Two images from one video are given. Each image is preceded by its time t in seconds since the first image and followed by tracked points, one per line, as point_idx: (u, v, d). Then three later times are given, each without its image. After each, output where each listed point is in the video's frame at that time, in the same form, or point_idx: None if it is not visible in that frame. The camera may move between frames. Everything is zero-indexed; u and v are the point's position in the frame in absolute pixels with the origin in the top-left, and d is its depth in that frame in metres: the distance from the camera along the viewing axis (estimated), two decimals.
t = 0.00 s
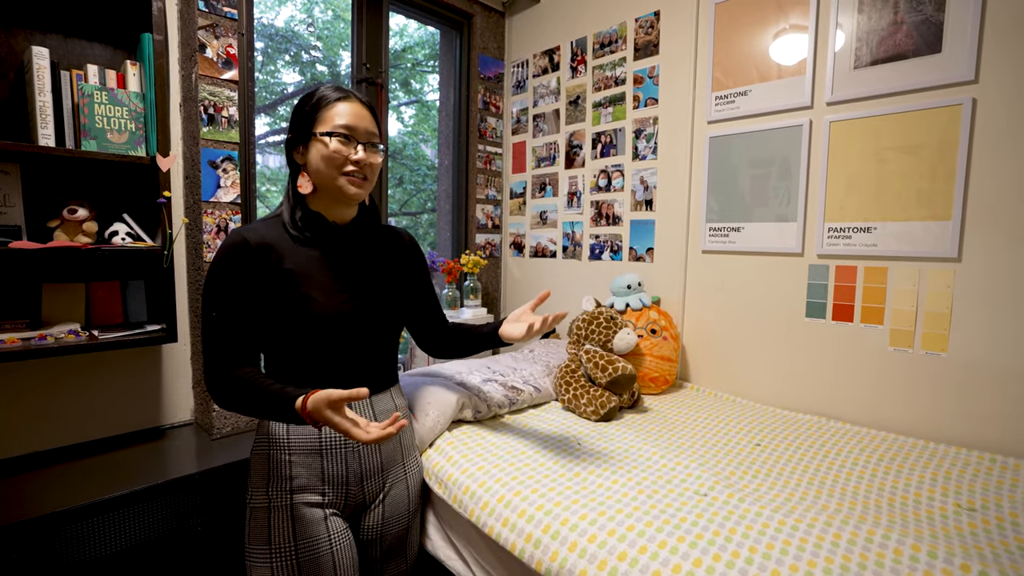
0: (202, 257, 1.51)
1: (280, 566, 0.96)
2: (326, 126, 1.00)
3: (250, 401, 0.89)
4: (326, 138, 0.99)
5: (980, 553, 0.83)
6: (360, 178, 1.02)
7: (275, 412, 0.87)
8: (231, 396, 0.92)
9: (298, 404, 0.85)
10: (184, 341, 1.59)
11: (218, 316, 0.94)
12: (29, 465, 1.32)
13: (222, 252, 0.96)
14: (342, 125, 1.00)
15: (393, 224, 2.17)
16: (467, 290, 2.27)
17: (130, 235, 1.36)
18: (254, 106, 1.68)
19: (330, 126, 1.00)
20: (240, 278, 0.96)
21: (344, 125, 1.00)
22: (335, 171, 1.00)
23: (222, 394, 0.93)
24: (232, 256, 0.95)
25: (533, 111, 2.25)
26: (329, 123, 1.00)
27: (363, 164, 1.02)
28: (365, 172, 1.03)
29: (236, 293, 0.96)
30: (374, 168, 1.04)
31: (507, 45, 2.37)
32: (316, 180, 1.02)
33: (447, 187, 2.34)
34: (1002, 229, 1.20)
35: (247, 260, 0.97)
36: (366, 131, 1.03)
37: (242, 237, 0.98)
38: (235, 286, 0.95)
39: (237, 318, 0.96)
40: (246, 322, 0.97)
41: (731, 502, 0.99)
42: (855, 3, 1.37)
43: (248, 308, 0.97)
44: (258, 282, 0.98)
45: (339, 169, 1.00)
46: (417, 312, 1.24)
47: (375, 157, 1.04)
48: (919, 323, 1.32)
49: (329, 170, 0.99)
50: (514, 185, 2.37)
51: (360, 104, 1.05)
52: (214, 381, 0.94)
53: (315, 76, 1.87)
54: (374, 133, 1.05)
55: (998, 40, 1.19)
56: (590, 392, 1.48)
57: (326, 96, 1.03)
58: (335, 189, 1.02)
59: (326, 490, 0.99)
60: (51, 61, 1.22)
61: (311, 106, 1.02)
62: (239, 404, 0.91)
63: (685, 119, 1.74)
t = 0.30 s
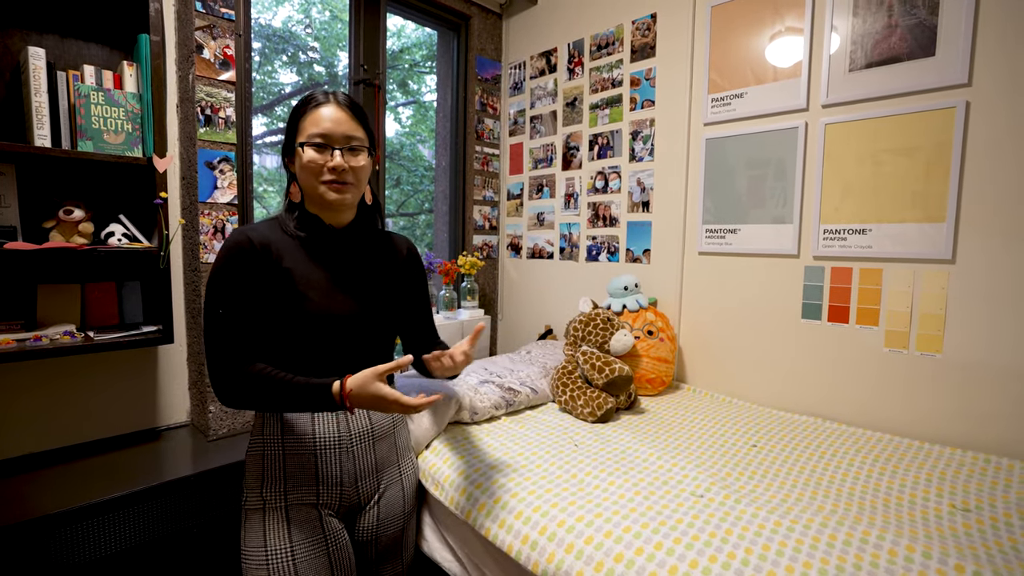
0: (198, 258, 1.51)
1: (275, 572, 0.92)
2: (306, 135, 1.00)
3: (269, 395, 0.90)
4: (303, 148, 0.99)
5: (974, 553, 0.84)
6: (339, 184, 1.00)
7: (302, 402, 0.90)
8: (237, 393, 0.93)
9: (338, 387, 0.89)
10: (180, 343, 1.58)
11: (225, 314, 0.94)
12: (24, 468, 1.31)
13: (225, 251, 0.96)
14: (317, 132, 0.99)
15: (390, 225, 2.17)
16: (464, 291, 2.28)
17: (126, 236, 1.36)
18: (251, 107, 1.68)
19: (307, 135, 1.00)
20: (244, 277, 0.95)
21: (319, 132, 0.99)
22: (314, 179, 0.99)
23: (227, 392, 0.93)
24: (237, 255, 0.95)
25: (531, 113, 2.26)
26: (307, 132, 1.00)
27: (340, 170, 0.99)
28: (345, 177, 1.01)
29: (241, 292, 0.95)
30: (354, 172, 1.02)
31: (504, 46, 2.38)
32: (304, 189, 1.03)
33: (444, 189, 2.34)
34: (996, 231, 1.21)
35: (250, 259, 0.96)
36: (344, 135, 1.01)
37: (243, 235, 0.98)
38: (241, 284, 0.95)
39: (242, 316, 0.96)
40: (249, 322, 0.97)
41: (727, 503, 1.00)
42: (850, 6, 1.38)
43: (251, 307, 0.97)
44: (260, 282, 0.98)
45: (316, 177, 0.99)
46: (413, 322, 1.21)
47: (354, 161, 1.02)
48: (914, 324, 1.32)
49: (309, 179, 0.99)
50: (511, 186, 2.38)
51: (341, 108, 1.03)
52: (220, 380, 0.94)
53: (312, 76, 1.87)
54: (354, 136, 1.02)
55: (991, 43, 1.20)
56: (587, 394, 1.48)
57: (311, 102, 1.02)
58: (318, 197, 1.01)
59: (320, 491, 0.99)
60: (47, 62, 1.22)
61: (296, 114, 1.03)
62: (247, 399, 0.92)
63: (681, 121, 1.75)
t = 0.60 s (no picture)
0: (198, 261, 1.50)
1: (271, 570, 0.91)
2: (302, 136, 1.01)
3: (271, 394, 0.91)
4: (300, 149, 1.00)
5: (972, 556, 0.84)
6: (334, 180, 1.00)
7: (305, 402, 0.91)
8: (235, 389, 0.94)
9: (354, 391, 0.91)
10: (179, 345, 1.58)
11: (227, 313, 0.95)
12: (22, 470, 1.31)
13: (230, 251, 0.97)
14: (312, 131, 0.99)
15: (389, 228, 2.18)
16: (463, 293, 2.28)
17: (125, 238, 1.36)
18: (249, 109, 1.68)
19: (303, 136, 1.00)
20: (246, 278, 0.96)
21: (314, 132, 1.00)
22: (310, 179, 0.99)
23: (228, 389, 0.94)
24: (241, 256, 0.96)
25: (529, 115, 2.26)
26: (303, 133, 1.01)
27: (335, 166, 0.99)
28: (341, 174, 1.00)
29: (243, 292, 0.96)
30: (350, 169, 1.01)
31: (502, 49, 2.38)
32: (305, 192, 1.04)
33: (442, 191, 2.34)
34: (993, 234, 1.21)
35: (254, 260, 0.97)
36: (338, 132, 1.01)
37: (248, 237, 0.98)
38: (244, 284, 0.96)
39: (244, 316, 0.96)
40: (251, 322, 0.97)
41: (725, 505, 1.00)
42: (847, 9, 1.38)
43: (253, 308, 0.98)
44: (262, 283, 0.98)
45: (312, 175, 0.99)
46: (412, 330, 1.20)
47: (349, 157, 1.01)
48: (912, 327, 1.33)
49: (306, 180, 1.00)
50: (510, 188, 2.38)
51: (337, 108, 1.03)
52: (221, 377, 0.94)
53: (310, 79, 1.87)
54: (348, 132, 1.02)
55: (987, 47, 1.20)
56: (585, 395, 1.48)
57: (308, 105, 1.03)
58: (317, 197, 1.02)
59: (317, 491, 0.99)
60: (46, 64, 1.22)
61: (295, 119, 1.04)
62: (247, 397, 0.93)
63: (680, 124, 1.75)
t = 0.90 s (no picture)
0: (199, 261, 1.50)
1: (272, 570, 0.92)
2: (300, 143, 1.00)
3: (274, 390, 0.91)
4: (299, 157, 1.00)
5: (974, 557, 0.84)
6: (336, 187, 0.99)
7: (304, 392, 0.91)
8: (238, 391, 0.93)
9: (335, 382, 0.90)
10: (180, 345, 1.59)
11: (230, 313, 0.94)
12: (25, 469, 1.31)
13: (233, 252, 0.97)
14: (309, 139, 0.99)
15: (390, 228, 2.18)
16: (464, 293, 2.28)
17: (127, 238, 1.37)
18: (251, 109, 1.68)
19: (301, 143, 1.00)
20: (251, 279, 0.96)
21: (311, 139, 0.99)
22: (313, 186, 0.99)
23: (229, 389, 0.93)
24: (244, 256, 0.96)
25: (531, 115, 2.26)
26: (300, 140, 1.00)
27: (335, 173, 0.98)
28: (343, 179, 0.99)
29: (247, 293, 0.96)
30: (350, 174, 1.00)
31: (503, 49, 2.38)
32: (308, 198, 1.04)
33: (444, 191, 2.35)
34: (996, 234, 1.21)
35: (257, 261, 0.97)
36: (334, 137, 1.00)
37: (251, 238, 0.99)
38: (247, 285, 0.95)
39: (247, 316, 0.96)
40: (252, 322, 0.97)
41: (727, 505, 1.00)
42: (849, 9, 1.38)
43: (257, 307, 0.97)
44: (265, 283, 0.98)
45: (314, 184, 0.99)
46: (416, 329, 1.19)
47: (348, 161, 1.00)
48: (914, 327, 1.32)
49: (308, 187, 1.00)
50: (511, 188, 2.38)
51: (331, 111, 1.02)
52: (225, 378, 0.94)
53: (312, 79, 1.87)
54: (344, 137, 1.01)
55: (990, 47, 1.20)
56: (586, 395, 1.48)
57: (303, 110, 1.02)
58: (320, 204, 1.01)
59: (318, 489, 0.99)
60: (49, 65, 1.22)
61: (290, 124, 1.04)
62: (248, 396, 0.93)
63: (681, 124, 1.75)
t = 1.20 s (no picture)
0: (199, 257, 1.50)
1: (274, 565, 0.92)
2: (292, 139, 1.00)
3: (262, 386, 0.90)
4: (292, 153, 1.00)
5: (974, 553, 0.84)
6: (331, 183, 0.99)
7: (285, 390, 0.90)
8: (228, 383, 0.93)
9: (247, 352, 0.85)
10: (180, 342, 1.59)
11: (220, 301, 0.97)
12: (25, 466, 1.31)
13: (229, 248, 0.99)
14: (301, 134, 0.99)
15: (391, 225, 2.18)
16: (464, 290, 2.28)
17: (127, 235, 1.36)
18: (250, 106, 1.68)
19: (292, 139, 1.00)
20: (245, 272, 0.98)
21: (303, 135, 0.99)
22: (306, 183, 0.99)
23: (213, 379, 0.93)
24: (239, 251, 0.98)
25: (531, 112, 2.25)
26: (292, 135, 1.00)
27: (328, 169, 0.98)
28: (336, 174, 0.99)
29: (243, 288, 0.98)
30: (343, 169, 1.00)
31: (504, 45, 2.37)
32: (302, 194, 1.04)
33: (444, 188, 2.34)
34: (997, 231, 1.21)
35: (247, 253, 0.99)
36: (326, 132, 1.00)
37: (247, 233, 1.01)
38: (242, 279, 0.98)
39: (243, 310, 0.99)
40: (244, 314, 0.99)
41: (727, 502, 1.00)
42: (851, 5, 1.37)
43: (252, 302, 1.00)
44: (261, 278, 0.99)
45: (308, 181, 0.99)
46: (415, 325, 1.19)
47: (341, 157, 1.00)
48: (914, 324, 1.32)
49: (302, 184, 1.00)
50: (511, 185, 2.38)
51: (323, 105, 1.01)
52: (207, 370, 0.93)
53: (312, 76, 1.87)
54: (336, 131, 1.01)
55: (992, 43, 1.19)
56: (586, 393, 1.48)
57: (294, 104, 1.02)
58: (315, 200, 1.02)
59: (319, 485, 1.00)
60: (47, 61, 1.21)
61: (281, 120, 1.03)
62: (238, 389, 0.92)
63: (682, 121, 1.74)
